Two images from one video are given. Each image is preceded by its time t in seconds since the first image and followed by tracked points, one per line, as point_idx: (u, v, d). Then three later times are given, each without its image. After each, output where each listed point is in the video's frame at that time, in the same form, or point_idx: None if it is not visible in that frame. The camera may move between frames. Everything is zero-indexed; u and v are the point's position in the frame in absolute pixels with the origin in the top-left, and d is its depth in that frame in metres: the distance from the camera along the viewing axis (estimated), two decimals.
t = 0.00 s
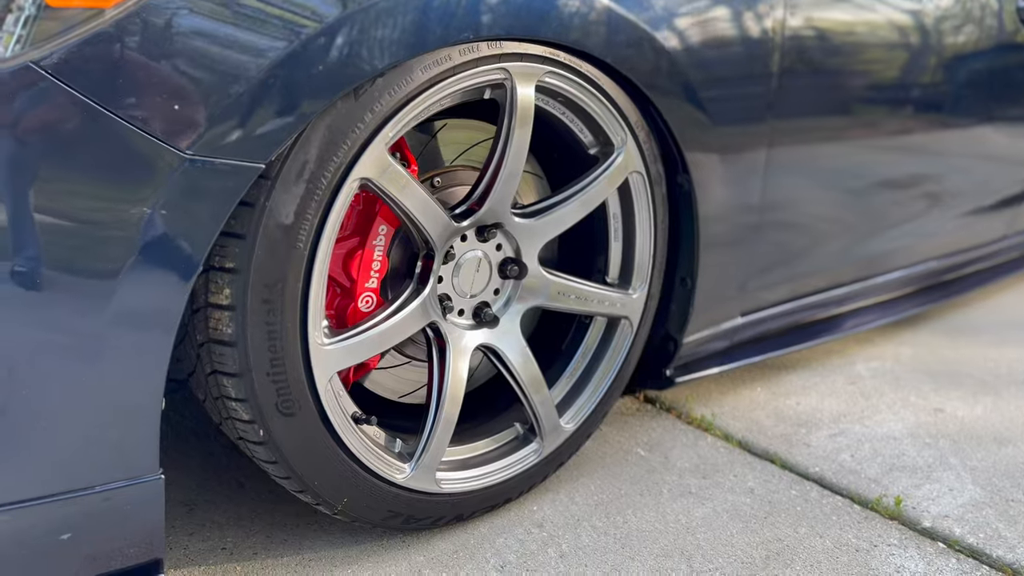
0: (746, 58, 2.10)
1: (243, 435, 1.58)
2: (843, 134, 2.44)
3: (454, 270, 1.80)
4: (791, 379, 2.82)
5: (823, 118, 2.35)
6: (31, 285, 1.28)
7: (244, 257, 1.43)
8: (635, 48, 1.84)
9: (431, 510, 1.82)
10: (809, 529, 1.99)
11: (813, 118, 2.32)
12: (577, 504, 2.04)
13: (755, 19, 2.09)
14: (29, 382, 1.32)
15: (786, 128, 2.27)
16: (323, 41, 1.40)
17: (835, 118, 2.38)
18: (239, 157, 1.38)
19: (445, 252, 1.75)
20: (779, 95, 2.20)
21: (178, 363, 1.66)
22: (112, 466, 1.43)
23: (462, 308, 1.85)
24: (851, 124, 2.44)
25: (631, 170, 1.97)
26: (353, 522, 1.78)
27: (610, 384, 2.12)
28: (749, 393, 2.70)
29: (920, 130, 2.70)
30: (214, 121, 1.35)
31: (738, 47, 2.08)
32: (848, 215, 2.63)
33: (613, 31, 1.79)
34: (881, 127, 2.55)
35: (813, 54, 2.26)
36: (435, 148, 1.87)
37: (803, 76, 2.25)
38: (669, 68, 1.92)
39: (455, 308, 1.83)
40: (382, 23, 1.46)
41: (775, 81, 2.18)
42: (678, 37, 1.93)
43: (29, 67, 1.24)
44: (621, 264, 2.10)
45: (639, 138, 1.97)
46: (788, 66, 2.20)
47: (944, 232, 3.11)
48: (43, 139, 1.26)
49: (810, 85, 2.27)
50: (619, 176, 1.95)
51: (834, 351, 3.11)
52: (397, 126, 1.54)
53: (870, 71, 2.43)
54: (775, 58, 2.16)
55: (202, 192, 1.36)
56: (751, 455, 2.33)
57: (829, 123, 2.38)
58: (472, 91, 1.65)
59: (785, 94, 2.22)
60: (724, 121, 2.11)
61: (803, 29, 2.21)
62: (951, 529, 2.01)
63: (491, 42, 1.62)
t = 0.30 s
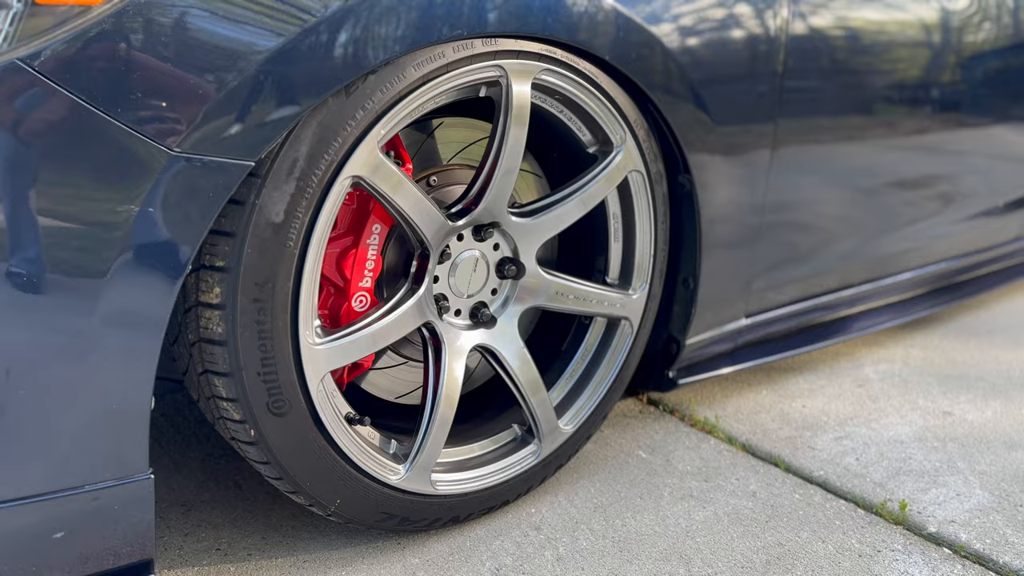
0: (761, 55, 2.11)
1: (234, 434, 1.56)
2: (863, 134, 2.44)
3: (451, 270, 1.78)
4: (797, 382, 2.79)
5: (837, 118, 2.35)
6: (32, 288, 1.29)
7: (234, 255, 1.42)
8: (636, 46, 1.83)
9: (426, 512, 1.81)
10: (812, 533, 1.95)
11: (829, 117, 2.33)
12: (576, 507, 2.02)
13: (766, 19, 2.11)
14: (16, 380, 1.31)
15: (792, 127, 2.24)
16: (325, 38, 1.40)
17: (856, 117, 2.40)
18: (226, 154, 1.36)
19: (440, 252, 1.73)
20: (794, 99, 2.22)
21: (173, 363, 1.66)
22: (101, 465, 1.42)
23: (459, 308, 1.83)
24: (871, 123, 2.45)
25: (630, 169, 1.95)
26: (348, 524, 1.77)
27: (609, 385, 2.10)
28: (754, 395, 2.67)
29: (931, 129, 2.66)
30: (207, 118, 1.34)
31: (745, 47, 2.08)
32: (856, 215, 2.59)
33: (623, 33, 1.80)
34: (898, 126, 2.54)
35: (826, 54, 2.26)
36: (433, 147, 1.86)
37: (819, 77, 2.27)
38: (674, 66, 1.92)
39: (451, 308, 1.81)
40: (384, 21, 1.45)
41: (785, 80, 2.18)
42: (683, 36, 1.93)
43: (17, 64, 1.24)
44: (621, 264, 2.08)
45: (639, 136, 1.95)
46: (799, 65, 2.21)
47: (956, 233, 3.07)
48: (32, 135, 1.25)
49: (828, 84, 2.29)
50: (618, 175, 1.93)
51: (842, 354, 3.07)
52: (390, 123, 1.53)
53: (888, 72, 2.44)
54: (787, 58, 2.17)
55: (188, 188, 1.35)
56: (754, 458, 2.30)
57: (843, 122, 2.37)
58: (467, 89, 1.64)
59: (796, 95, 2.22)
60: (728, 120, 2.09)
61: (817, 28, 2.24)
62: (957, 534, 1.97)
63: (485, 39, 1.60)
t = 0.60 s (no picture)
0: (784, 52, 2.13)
1: (217, 431, 1.55)
2: (887, 132, 2.46)
3: (440, 266, 1.76)
4: (801, 382, 2.74)
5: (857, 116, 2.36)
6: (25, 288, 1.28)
7: (213, 249, 1.41)
8: (631, 41, 1.82)
9: (414, 511, 1.78)
10: (809, 536, 1.91)
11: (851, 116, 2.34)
12: (569, 507, 1.99)
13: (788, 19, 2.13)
14: None
15: (797, 122, 2.21)
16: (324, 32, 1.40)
17: (882, 114, 2.42)
18: (205, 146, 1.35)
19: (428, 247, 1.71)
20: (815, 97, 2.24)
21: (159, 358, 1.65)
22: (80, 460, 1.41)
23: (448, 304, 1.81)
24: (895, 121, 2.47)
25: (623, 164, 1.92)
26: (335, 522, 1.75)
27: (604, 384, 2.07)
28: (756, 396, 2.63)
29: (942, 126, 2.61)
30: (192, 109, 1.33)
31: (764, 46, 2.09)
32: (862, 214, 2.55)
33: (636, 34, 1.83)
34: (918, 123, 2.54)
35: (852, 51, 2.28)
36: (422, 140, 1.84)
37: (846, 74, 2.28)
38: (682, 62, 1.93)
39: (441, 304, 1.79)
40: (384, 14, 1.45)
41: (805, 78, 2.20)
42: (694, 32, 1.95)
43: None
44: (617, 261, 2.05)
45: (632, 131, 1.92)
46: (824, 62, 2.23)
47: (967, 233, 3.02)
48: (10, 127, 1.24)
49: (856, 81, 2.32)
50: (611, 170, 1.90)
51: (848, 354, 3.02)
52: (372, 116, 1.50)
53: (917, 69, 2.46)
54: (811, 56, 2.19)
55: (166, 181, 1.34)
56: (753, 458, 2.26)
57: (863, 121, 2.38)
58: (454, 81, 1.62)
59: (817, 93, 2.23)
60: (728, 116, 2.07)
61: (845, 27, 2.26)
62: (959, 538, 1.92)
63: (471, 31, 1.58)
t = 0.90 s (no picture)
0: (812, 53, 2.14)
1: (206, 430, 1.55)
2: (909, 132, 2.45)
3: (434, 265, 1.75)
4: (808, 385, 2.71)
5: (883, 115, 2.36)
6: (33, 292, 1.30)
7: (200, 247, 1.41)
8: (633, 39, 1.80)
9: (407, 512, 1.77)
10: (809, 541, 1.88)
11: (878, 115, 2.35)
12: (565, 510, 1.97)
13: (816, 20, 2.14)
14: None
15: (806, 120, 2.19)
16: (330, 30, 1.41)
17: (905, 114, 2.41)
18: (190, 144, 1.35)
19: (421, 246, 1.70)
20: (842, 99, 2.24)
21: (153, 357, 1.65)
22: (67, 458, 1.41)
23: (443, 304, 1.80)
24: (919, 121, 2.46)
25: (621, 162, 1.90)
26: (327, 523, 1.74)
27: (602, 386, 2.04)
28: (761, 399, 2.60)
29: (956, 125, 2.57)
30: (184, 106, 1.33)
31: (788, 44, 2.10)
32: (871, 215, 2.51)
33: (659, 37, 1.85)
34: (938, 123, 2.51)
35: (880, 51, 2.29)
36: (416, 137, 1.83)
37: (868, 73, 2.28)
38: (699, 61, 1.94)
39: (435, 304, 1.78)
40: (389, 12, 1.46)
41: (833, 78, 2.21)
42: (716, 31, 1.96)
43: None
44: (615, 261, 2.03)
45: (630, 129, 1.89)
46: (855, 62, 2.24)
47: (983, 235, 2.97)
48: None
49: (881, 80, 2.31)
50: (608, 169, 1.87)
51: (858, 357, 2.97)
52: (361, 115, 1.49)
53: (946, 68, 2.46)
54: (840, 57, 2.20)
55: (151, 179, 1.34)
56: (755, 462, 2.23)
57: (890, 120, 2.39)
58: (446, 79, 1.60)
59: (844, 94, 2.24)
60: (734, 115, 2.04)
61: (875, 28, 2.26)
62: (963, 545, 1.88)
63: (463, 28, 1.56)
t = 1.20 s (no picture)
0: (842, 52, 2.15)
1: (204, 427, 1.56)
2: (932, 132, 2.44)
3: (434, 264, 1.75)
4: (817, 388, 2.68)
5: (916, 114, 2.37)
6: (44, 294, 1.33)
7: (197, 245, 1.42)
8: (638, 38, 1.80)
9: (406, 511, 1.77)
10: (812, 545, 1.86)
11: (906, 115, 2.35)
12: (566, 511, 1.96)
13: (852, 20, 2.17)
14: None
15: (819, 120, 2.17)
16: (341, 30, 1.43)
17: (928, 114, 2.40)
18: (185, 143, 1.36)
19: (421, 246, 1.70)
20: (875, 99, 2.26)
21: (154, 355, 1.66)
22: (65, 454, 1.42)
23: (444, 304, 1.80)
24: (944, 121, 2.45)
25: (622, 162, 1.89)
26: (326, 521, 1.74)
27: (604, 387, 2.04)
28: (768, 401, 2.58)
29: (974, 125, 2.53)
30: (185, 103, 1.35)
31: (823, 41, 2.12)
32: (883, 217, 2.47)
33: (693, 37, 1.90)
34: (962, 123, 2.50)
35: (906, 51, 2.28)
36: (416, 137, 1.84)
37: (886, 73, 2.26)
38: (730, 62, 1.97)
39: (435, 303, 1.78)
40: (399, 10, 1.48)
41: (868, 77, 2.23)
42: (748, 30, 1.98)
43: None
44: (618, 261, 2.02)
45: (631, 129, 1.88)
46: (880, 62, 2.24)
47: (1001, 237, 2.93)
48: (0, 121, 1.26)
49: (900, 81, 2.30)
50: (609, 169, 1.87)
51: (869, 360, 2.94)
52: (357, 114, 1.50)
53: (973, 68, 2.45)
54: (875, 57, 2.22)
55: (146, 176, 1.35)
56: (760, 465, 2.21)
57: (924, 120, 2.40)
58: (444, 78, 1.61)
59: (878, 92, 2.26)
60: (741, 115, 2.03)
61: (901, 27, 2.27)
62: (970, 550, 1.86)
63: (460, 28, 1.56)
